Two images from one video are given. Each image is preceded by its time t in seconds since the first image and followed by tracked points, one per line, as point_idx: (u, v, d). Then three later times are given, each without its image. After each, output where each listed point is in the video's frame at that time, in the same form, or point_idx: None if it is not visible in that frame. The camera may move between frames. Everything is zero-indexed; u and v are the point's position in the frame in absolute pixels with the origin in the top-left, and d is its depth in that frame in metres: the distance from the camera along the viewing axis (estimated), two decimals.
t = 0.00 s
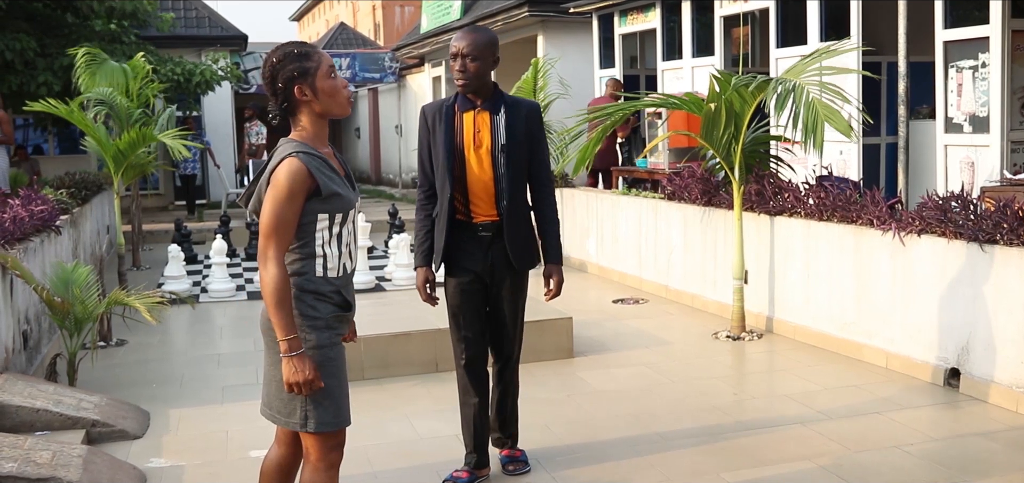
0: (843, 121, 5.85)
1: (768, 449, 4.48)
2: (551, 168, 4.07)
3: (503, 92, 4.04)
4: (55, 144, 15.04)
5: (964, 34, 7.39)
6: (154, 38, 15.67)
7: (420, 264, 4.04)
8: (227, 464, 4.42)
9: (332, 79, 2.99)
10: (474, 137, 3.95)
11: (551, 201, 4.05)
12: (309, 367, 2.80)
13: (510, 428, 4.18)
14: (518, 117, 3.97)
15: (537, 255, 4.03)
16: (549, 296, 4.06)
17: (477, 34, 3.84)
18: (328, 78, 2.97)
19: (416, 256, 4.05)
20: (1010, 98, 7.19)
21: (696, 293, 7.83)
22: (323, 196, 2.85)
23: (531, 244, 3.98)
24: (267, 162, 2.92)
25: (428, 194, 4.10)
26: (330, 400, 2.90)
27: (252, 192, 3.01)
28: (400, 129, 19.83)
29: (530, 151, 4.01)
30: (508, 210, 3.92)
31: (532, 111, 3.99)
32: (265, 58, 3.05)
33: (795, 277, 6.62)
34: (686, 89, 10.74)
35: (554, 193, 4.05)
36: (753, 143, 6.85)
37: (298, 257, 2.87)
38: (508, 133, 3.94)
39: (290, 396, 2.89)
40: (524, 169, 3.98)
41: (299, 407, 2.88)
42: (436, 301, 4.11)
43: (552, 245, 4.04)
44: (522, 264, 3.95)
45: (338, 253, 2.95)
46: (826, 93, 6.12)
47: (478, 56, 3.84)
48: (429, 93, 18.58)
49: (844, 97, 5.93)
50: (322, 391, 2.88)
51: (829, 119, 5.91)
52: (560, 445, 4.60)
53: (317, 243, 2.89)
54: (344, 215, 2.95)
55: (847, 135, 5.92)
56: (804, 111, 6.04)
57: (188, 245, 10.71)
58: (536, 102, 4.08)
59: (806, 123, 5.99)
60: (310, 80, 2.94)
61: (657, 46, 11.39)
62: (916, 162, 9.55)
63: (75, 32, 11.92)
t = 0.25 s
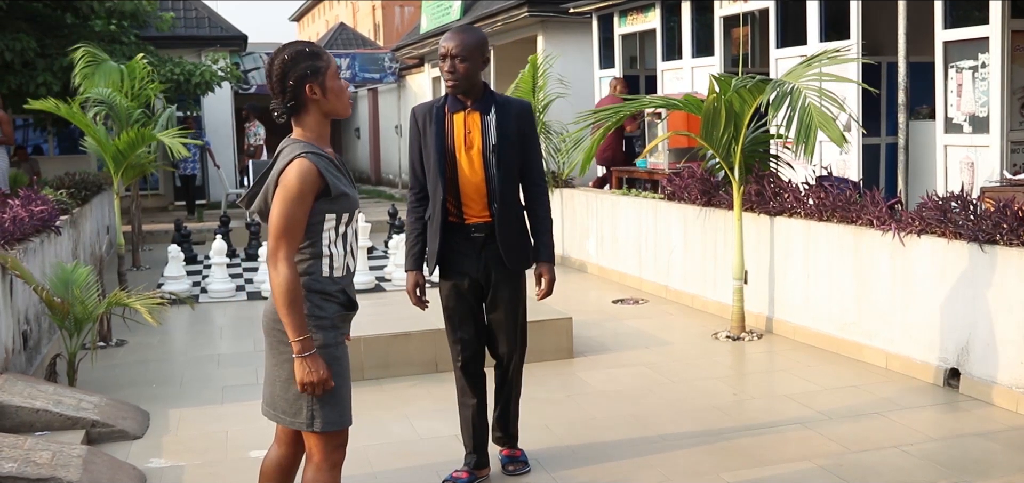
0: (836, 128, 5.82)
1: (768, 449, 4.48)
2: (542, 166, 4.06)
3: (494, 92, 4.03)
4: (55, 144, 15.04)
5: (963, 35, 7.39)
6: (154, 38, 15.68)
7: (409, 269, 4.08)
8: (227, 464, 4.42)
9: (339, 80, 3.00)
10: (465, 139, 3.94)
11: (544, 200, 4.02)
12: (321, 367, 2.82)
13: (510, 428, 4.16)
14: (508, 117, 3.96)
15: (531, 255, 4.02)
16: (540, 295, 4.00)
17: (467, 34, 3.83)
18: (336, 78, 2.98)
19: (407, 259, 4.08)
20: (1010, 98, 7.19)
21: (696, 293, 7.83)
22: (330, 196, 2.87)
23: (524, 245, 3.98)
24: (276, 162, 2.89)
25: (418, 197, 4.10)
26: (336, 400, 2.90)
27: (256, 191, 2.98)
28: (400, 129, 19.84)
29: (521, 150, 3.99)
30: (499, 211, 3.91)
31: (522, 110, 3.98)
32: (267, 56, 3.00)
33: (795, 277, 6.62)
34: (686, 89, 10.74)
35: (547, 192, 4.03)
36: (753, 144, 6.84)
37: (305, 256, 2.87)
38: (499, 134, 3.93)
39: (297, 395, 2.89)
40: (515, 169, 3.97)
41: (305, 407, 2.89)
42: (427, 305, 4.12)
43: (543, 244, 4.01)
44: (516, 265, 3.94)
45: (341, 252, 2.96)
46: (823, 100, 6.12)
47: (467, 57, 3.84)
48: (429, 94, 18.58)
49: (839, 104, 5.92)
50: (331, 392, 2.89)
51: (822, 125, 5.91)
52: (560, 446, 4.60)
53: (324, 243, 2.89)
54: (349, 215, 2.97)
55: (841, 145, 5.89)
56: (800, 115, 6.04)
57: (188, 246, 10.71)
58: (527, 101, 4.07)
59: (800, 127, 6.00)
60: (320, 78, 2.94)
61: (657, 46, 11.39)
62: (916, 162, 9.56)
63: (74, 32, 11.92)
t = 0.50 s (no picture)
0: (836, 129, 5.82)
1: (769, 449, 4.48)
2: (541, 165, 4.05)
3: (491, 92, 4.02)
4: (55, 145, 15.05)
5: (964, 35, 7.38)
6: (154, 38, 15.67)
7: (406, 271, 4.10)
8: (228, 464, 4.42)
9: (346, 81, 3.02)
10: (462, 139, 3.93)
11: (543, 200, 4.01)
12: (334, 367, 2.84)
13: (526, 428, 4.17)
14: (505, 117, 3.95)
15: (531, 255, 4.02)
16: (538, 295, 3.97)
17: (462, 34, 3.81)
18: (344, 79, 3.00)
19: (405, 260, 4.10)
20: (1010, 98, 7.19)
21: (696, 293, 7.84)
22: (339, 197, 2.87)
23: (524, 244, 3.97)
24: (285, 162, 2.87)
25: (416, 198, 4.10)
26: (342, 400, 2.91)
27: (261, 191, 2.96)
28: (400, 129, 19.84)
29: (519, 149, 3.98)
30: (497, 211, 3.90)
31: (520, 109, 3.97)
32: (272, 56, 2.97)
33: (795, 278, 6.63)
34: (686, 89, 10.74)
35: (546, 191, 4.02)
36: (753, 144, 6.85)
37: (312, 256, 2.87)
38: (496, 133, 3.92)
39: (302, 394, 2.89)
40: (514, 169, 3.96)
41: (311, 407, 2.88)
42: (423, 306, 4.17)
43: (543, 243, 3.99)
44: (515, 265, 3.94)
45: (347, 253, 2.97)
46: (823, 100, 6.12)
47: (463, 57, 3.83)
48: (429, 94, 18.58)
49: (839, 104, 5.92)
50: (338, 392, 2.90)
51: (822, 126, 5.91)
52: (559, 446, 4.60)
53: (331, 244, 2.90)
54: (356, 215, 2.97)
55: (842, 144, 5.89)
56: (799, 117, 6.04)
57: (188, 246, 10.72)
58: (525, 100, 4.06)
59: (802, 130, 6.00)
60: (330, 78, 2.94)
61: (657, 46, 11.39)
62: (915, 162, 9.56)
63: (75, 32, 11.92)
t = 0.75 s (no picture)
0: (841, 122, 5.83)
1: (768, 449, 4.48)
2: (547, 166, 4.01)
3: (496, 92, 4.01)
4: (55, 145, 15.05)
5: (964, 35, 7.38)
6: (154, 38, 15.68)
7: (409, 269, 4.06)
8: (228, 464, 4.42)
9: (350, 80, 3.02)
10: (466, 139, 3.91)
11: (549, 200, 3.98)
12: (343, 368, 2.84)
13: (551, 438, 4.09)
14: (510, 117, 3.92)
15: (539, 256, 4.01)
16: (547, 298, 3.94)
17: (466, 34, 3.82)
18: (350, 79, 3.00)
19: (407, 259, 4.07)
20: (1010, 98, 7.20)
21: (696, 293, 7.84)
22: (345, 197, 2.87)
23: (530, 246, 3.95)
24: (293, 162, 2.85)
25: (422, 198, 4.09)
26: (346, 399, 2.92)
27: (265, 190, 2.93)
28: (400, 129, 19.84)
29: (524, 150, 3.96)
30: (502, 211, 3.87)
31: (525, 110, 3.95)
32: (277, 55, 2.94)
33: (794, 278, 6.63)
34: (686, 89, 10.74)
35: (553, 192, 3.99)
36: (753, 144, 6.85)
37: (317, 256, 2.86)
38: (501, 134, 3.90)
39: (308, 394, 2.88)
40: (519, 169, 3.94)
41: (316, 406, 2.88)
42: (425, 307, 4.10)
43: (550, 243, 3.97)
44: (521, 266, 3.91)
45: (351, 252, 2.97)
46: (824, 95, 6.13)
47: (468, 57, 3.82)
48: (429, 94, 18.58)
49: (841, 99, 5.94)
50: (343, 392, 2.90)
51: (826, 120, 5.91)
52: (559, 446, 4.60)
53: (335, 244, 2.89)
54: (359, 216, 2.98)
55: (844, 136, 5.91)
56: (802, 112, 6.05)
57: (188, 246, 10.72)
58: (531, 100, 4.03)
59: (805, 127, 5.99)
60: (337, 78, 2.94)
61: (657, 46, 11.39)
62: (915, 162, 9.56)
63: (75, 32, 11.92)
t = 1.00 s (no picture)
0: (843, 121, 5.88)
1: (768, 449, 4.49)
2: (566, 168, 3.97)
3: (515, 93, 3.99)
4: (55, 144, 15.04)
5: (964, 34, 7.38)
6: (154, 38, 15.67)
7: (425, 266, 4.07)
8: (227, 464, 4.42)
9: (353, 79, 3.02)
10: (482, 139, 3.91)
11: (566, 202, 3.93)
12: (354, 368, 2.85)
13: (555, 440, 4.09)
14: (529, 118, 3.91)
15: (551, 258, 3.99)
16: (558, 299, 3.88)
17: (486, 34, 3.81)
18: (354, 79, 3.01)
19: (422, 257, 4.07)
20: (1010, 98, 7.20)
21: (696, 293, 7.84)
22: (352, 197, 2.87)
23: (543, 248, 3.93)
24: (301, 162, 2.84)
25: (439, 196, 4.09)
26: (354, 399, 2.93)
27: (274, 188, 2.92)
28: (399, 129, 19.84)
29: (542, 150, 3.93)
30: (515, 212, 3.86)
31: (543, 110, 3.92)
32: (283, 53, 2.91)
33: (794, 279, 6.63)
34: (686, 89, 10.74)
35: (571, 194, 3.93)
36: (753, 143, 6.83)
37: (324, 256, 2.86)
38: (518, 135, 3.88)
39: (317, 393, 2.88)
40: (536, 170, 3.91)
41: (326, 406, 2.88)
42: (440, 303, 4.12)
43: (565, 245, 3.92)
44: (532, 267, 3.90)
45: (355, 251, 2.97)
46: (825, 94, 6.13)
47: (487, 58, 3.82)
48: (429, 94, 18.57)
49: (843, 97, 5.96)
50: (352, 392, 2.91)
51: (829, 119, 5.93)
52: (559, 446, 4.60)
53: (341, 243, 2.90)
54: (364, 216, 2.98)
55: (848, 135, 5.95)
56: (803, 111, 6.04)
57: (188, 246, 10.72)
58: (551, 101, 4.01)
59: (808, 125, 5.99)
60: (344, 78, 2.94)
61: (657, 46, 11.39)
62: (915, 161, 9.56)
63: (75, 32, 11.92)
